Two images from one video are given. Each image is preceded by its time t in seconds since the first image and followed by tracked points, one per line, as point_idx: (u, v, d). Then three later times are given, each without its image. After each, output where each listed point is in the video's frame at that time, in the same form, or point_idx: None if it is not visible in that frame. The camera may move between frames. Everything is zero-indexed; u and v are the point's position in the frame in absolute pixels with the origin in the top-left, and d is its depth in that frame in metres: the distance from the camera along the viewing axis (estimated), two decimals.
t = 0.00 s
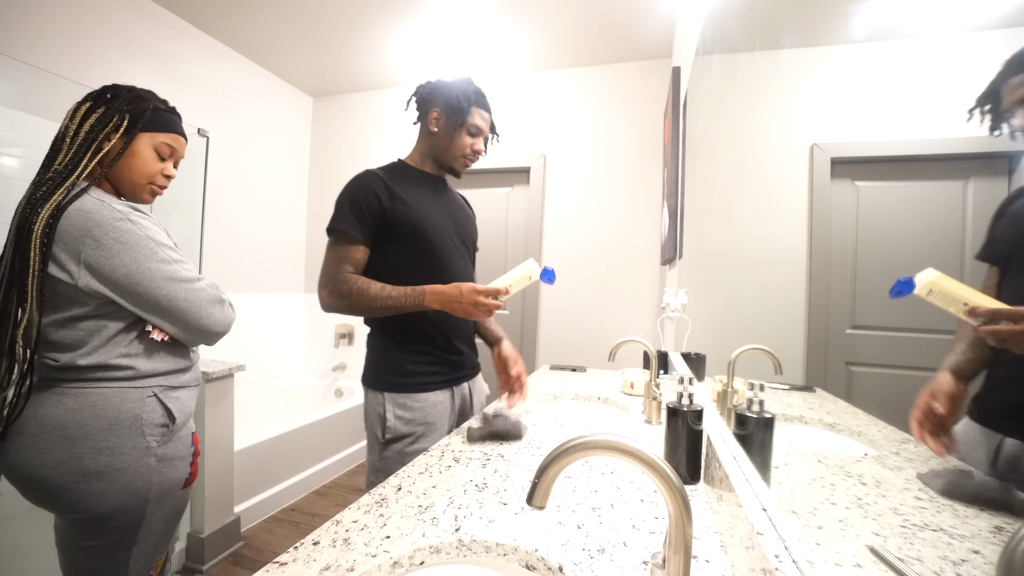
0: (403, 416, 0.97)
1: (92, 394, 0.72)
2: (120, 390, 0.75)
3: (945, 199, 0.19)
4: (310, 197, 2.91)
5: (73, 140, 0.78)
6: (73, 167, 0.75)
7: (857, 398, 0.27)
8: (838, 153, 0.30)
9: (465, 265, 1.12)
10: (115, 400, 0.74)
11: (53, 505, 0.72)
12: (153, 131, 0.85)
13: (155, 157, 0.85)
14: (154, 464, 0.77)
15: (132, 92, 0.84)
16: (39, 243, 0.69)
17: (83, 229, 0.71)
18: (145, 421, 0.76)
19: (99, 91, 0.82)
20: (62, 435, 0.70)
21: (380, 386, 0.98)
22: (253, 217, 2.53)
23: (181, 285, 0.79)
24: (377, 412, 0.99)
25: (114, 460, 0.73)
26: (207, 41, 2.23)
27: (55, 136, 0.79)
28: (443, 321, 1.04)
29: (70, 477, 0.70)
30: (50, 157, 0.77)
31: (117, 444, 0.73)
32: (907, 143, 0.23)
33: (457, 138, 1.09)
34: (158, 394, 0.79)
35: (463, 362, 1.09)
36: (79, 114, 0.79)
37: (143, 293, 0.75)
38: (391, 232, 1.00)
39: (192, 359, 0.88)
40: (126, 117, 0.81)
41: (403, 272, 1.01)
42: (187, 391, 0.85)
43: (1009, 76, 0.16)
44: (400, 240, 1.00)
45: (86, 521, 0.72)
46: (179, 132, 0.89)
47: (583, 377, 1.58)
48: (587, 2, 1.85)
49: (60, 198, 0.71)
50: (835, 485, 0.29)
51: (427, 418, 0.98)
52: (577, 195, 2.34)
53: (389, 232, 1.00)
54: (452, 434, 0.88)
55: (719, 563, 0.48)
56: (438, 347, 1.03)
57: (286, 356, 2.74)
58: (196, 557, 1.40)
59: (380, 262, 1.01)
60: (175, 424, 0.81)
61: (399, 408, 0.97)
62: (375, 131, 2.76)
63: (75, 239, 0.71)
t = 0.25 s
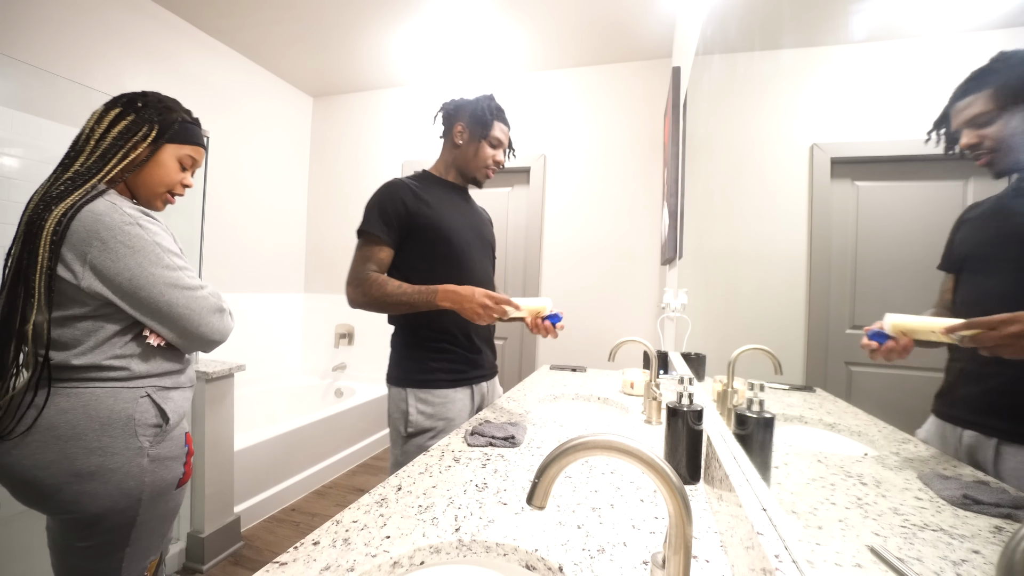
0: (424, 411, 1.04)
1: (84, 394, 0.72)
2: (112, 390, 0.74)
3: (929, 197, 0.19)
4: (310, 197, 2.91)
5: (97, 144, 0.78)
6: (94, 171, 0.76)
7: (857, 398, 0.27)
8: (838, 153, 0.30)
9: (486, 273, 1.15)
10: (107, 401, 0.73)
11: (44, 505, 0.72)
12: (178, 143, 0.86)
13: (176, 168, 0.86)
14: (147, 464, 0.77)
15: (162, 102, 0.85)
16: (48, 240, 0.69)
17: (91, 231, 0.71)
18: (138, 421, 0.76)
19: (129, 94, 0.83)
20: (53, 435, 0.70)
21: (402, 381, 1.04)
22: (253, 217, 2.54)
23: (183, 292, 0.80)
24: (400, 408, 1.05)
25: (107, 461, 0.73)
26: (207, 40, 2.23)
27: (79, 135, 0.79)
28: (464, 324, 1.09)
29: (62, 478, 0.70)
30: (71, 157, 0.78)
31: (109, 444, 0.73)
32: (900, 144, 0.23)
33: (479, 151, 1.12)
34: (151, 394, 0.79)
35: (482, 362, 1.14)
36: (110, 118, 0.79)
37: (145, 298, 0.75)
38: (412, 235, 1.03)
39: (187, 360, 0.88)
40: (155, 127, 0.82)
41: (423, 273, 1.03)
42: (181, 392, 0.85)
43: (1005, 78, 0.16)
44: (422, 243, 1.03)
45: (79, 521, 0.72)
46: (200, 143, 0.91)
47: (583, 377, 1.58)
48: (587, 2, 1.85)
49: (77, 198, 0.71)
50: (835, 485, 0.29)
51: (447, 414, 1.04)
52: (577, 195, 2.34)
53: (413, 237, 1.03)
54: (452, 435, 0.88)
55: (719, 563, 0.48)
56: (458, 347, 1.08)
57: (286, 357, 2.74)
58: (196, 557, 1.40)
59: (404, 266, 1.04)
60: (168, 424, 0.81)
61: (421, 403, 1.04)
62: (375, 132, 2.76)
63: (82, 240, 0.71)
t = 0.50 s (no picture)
0: (441, 402, 1.10)
1: (84, 391, 0.72)
2: (111, 389, 0.74)
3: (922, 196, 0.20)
4: (310, 197, 2.91)
5: (121, 150, 0.80)
6: (118, 175, 0.77)
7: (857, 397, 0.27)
8: (838, 153, 0.30)
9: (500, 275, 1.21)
10: (105, 399, 0.73)
11: (38, 504, 0.72)
12: (198, 154, 0.88)
13: (195, 177, 0.89)
14: (142, 463, 0.77)
15: (189, 115, 0.88)
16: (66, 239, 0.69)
17: (110, 232, 0.72)
18: (135, 420, 0.76)
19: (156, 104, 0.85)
20: (50, 433, 0.70)
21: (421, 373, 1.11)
22: (253, 217, 2.53)
23: (192, 297, 0.80)
24: (418, 400, 1.12)
25: (103, 460, 0.73)
26: (207, 40, 2.23)
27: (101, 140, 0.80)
28: (482, 321, 1.17)
29: (57, 476, 0.70)
30: (91, 159, 0.78)
31: (105, 443, 0.73)
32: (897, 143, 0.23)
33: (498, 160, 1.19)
34: (149, 394, 0.78)
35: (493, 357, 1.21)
36: (137, 126, 0.81)
37: (155, 300, 0.75)
38: (439, 235, 1.08)
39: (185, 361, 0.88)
40: (180, 139, 0.85)
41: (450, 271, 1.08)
42: (178, 392, 0.85)
43: (1003, 79, 0.16)
44: (447, 243, 1.08)
45: (72, 520, 0.72)
46: (218, 155, 0.93)
47: (583, 377, 1.58)
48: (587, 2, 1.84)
49: (101, 198, 0.73)
50: (835, 484, 0.29)
51: (461, 405, 1.11)
52: (577, 195, 2.34)
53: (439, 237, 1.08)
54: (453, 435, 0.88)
55: (719, 563, 0.48)
56: (474, 342, 1.15)
57: (285, 357, 2.74)
58: (196, 557, 1.40)
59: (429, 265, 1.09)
60: (165, 424, 0.81)
61: (437, 395, 1.10)
62: (375, 132, 2.76)
63: (99, 240, 0.71)
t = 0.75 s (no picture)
0: (447, 394, 1.12)
1: (88, 388, 0.72)
2: (115, 386, 0.74)
3: (910, 197, 0.20)
4: (310, 197, 2.91)
5: (132, 153, 0.80)
6: (130, 178, 0.78)
7: (857, 397, 0.27)
8: (838, 153, 0.30)
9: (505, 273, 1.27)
10: (109, 396, 0.73)
11: (37, 501, 0.72)
12: (205, 157, 0.89)
13: (203, 180, 0.90)
14: (143, 461, 0.77)
15: (196, 120, 0.88)
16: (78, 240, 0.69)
17: (121, 232, 0.72)
18: (137, 418, 0.76)
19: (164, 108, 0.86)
20: (54, 430, 0.70)
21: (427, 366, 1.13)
22: (253, 217, 2.53)
23: (198, 297, 0.80)
24: (424, 392, 1.13)
25: (105, 456, 0.73)
26: (206, 40, 2.23)
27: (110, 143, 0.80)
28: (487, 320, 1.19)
29: (59, 473, 0.70)
30: (102, 161, 0.78)
31: (108, 440, 0.73)
32: (893, 144, 0.23)
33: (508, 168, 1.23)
34: (152, 392, 0.79)
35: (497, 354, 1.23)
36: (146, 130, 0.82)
37: (163, 300, 0.75)
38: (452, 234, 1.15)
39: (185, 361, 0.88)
40: (188, 142, 0.85)
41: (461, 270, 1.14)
42: (181, 391, 0.85)
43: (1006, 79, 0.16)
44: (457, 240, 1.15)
45: (72, 517, 0.72)
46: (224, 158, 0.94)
47: (583, 377, 1.58)
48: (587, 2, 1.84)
49: (112, 200, 0.73)
50: (835, 484, 0.29)
51: (466, 397, 1.12)
52: (577, 195, 2.34)
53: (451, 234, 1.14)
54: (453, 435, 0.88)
55: (719, 563, 0.48)
56: (478, 337, 1.17)
57: (286, 357, 2.74)
58: (196, 557, 1.40)
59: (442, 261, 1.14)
60: (167, 421, 0.81)
61: (442, 387, 1.12)
62: (375, 132, 2.76)
63: (110, 240, 0.71)
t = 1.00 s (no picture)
0: (449, 389, 1.12)
1: (100, 387, 0.72)
2: (127, 385, 0.74)
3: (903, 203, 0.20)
4: (310, 197, 2.91)
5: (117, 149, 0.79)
6: (119, 175, 0.77)
7: (856, 397, 0.27)
8: (838, 153, 0.30)
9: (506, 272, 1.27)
10: (121, 395, 0.74)
11: (50, 498, 0.72)
12: (191, 143, 0.87)
13: (192, 165, 0.87)
14: (155, 458, 0.77)
15: (174, 106, 0.85)
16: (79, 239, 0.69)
17: (120, 230, 0.71)
18: (149, 416, 0.76)
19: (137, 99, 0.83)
20: (68, 427, 0.70)
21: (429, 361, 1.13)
22: (253, 217, 2.53)
23: (202, 291, 0.80)
24: (427, 387, 1.13)
25: (118, 453, 0.73)
26: (207, 40, 2.23)
27: (94, 143, 0.80)
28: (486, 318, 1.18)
29: (72, 469, 0.70)
30: (88, 162, 0.78)
31: (120, 437, 0.73)
32: (884, 149, 0.24)
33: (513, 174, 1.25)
34: (162, 389, 0.79)
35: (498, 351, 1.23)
36: (125, 123, 0.80)
37: (168, 296, 0.75)
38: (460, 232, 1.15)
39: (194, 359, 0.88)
40: (170, 130, 0.83)
41: (465, 268, 1.15)
42: (189, 388, 0.85)
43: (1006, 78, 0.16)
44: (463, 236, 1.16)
45: (86, 513, 0.72)
46: (208, 141, 0.91)
47: (583, 377, 1.58)
48: (587, 2, 1.84)
49: (106, 199, 0.72)
50: (835, 484, 0.29)
51: (468, 393, 1.13)
52: (578, 195, 2.34)
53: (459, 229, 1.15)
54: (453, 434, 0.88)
55: (719, 563, 0.48)
56: (480, 334, 1.17)
57: (286, 357, 2.74)
58: (196, 557, 1.40)
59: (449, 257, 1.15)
60: (177, 419, 0.81)
61: (444, 382, 1.12)
62: (375, 132, 2.76)
63: (110, 238, 0.71)
